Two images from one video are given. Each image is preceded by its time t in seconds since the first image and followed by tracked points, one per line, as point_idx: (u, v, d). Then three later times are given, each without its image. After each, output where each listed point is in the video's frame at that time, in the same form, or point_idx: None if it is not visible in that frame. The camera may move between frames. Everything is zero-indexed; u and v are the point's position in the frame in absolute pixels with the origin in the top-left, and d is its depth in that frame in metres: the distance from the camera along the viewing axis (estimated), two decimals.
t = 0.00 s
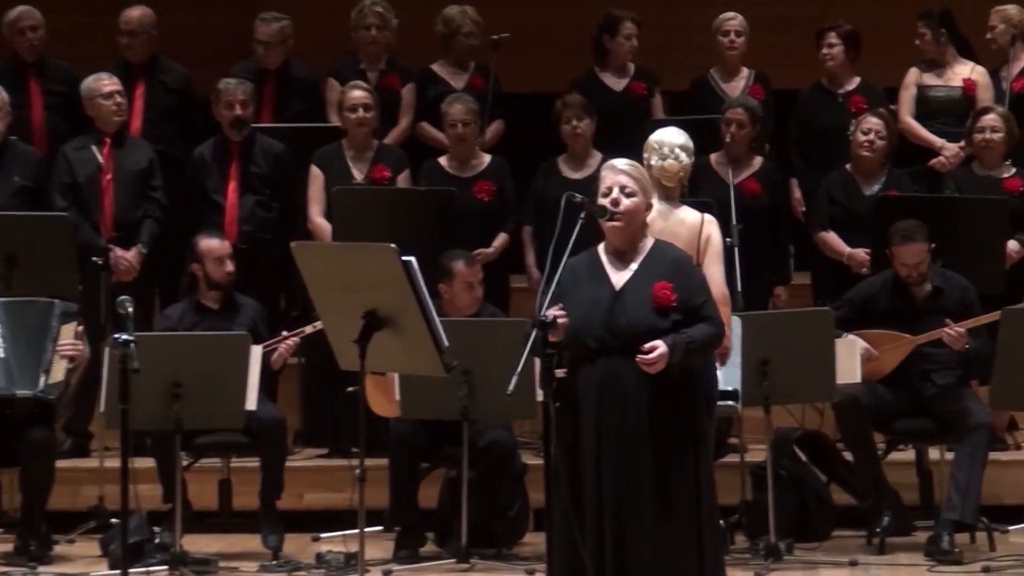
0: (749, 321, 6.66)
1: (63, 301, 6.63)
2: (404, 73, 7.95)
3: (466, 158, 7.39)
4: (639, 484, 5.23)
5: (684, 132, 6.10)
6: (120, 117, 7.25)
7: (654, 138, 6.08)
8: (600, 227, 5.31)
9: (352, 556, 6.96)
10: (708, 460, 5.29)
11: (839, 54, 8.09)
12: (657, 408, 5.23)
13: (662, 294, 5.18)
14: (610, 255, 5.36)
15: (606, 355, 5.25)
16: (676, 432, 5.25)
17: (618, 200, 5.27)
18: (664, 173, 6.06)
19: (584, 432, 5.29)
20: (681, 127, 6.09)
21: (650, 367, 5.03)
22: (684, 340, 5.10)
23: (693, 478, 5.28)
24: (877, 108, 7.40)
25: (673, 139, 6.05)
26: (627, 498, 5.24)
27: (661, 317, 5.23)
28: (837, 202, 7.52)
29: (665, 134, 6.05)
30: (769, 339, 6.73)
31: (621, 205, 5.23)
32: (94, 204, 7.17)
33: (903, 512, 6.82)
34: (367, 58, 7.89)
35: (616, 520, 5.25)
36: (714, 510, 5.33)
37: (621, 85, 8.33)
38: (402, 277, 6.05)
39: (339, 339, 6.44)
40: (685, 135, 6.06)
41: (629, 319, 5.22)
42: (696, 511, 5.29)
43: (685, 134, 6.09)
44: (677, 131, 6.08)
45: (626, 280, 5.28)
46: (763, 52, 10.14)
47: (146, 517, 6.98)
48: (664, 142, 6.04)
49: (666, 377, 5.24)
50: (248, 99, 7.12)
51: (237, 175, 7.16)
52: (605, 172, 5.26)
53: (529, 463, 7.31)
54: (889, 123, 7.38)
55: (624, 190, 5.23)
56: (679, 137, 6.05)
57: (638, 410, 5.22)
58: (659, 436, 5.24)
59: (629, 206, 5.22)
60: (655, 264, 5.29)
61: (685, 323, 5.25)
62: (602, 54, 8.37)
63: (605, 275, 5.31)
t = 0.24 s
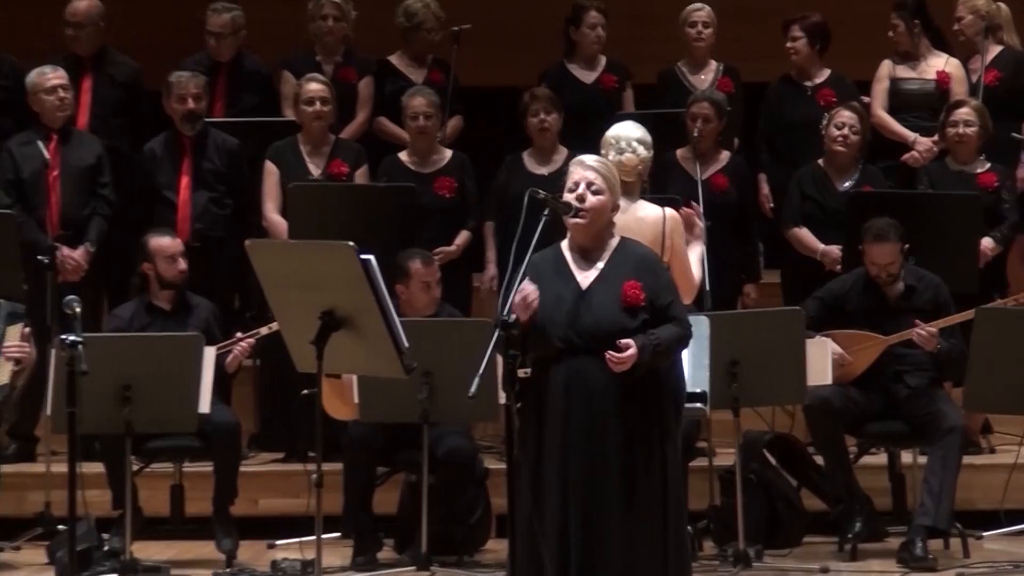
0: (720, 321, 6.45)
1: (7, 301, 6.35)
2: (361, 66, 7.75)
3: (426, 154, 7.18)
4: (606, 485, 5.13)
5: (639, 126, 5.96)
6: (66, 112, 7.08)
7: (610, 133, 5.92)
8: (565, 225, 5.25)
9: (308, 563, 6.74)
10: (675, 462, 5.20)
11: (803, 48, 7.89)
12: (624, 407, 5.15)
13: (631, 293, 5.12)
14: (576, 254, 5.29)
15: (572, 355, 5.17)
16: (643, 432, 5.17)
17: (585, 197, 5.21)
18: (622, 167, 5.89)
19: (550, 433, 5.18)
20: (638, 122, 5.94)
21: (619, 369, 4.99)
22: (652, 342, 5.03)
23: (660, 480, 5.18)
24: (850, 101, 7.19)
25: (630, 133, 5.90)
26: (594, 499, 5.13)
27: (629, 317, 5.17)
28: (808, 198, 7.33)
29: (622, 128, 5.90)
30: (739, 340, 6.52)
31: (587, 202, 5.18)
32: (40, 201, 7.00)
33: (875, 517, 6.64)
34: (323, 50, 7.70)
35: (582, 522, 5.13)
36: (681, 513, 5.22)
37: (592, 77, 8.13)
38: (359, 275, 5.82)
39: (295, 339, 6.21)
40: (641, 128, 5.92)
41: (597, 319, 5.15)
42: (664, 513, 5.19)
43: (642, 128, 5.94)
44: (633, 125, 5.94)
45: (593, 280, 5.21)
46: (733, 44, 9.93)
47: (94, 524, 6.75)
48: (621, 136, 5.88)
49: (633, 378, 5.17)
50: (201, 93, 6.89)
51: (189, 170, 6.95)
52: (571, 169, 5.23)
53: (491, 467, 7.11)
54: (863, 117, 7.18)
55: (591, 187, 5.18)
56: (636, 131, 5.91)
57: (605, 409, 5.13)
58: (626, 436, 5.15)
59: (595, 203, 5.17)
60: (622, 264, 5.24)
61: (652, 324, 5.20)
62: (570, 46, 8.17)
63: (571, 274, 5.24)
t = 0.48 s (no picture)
0: (698, 322, 6.32)
1: None
2: (330, 59, 7.61)
3: (398, 149, 7.04)
4: (586, 485, 4.96)
5: (603, 120, 5.79)
6: (27, 106, 6.90)
7: (574, 129, 5.73)
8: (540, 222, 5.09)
9: (277, 570, 6.57)
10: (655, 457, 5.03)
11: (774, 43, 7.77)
12: (602, 403, 4.98)
13: (608, 293, 4.97)
14: (549, 252, 5.12)
15: (548, 355, 5.00)
16: (622, 428, 5.01)
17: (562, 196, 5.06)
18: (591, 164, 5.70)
19: (526, 433, 5.00)
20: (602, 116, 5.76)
21: (599, 371, 4.84)
22: (632, 342, 4.88)
23: (640, 477, 5.01)
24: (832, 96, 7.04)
25: (596, 128, 5.71)
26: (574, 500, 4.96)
27: (606, 316, 5.01)
28: (789, 195, 7.16)
29: (587, 123, 5.72)
30: (718, 340, 6.38)
31: (565, 201, 5.02)
32: None
33: (857, 521, 6.48)
34: (290, 42, 7.59)
35: (563, 524, 4.96)
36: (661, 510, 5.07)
37: (571, 70, 7.95)
38: (329, 274, 5.64)
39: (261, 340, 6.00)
40: (607, 123, 5.74)
41: (574, 319, 4.98)
42: (645, 511, 5.03)
43: (607, 122, 5.76)
44: (598, 120, 5.76)
45: (568, 279, 5.04)
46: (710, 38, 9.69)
47: (56, 529, 6.57)
48: (587, 132, 5.69)
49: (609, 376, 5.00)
50: (165, 86, 6.77)
51: (153, 166, 6.84)
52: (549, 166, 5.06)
53: (464, 471, 6.93)
54: (844, 113, 7.03)
55: (569, 186, 5.03)
56: (601, 125, 5.73)
57: (582, 407, 4.95)
58: (604, 433, 4.98)
59: (573, 203, 5.02)
60: (598, 262, 5.08)
61: (630, 323, 5.04)
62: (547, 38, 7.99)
63: (545, 273, 5.07)
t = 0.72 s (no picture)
0: (685, 323, 6.16)
1: None
2: (306, 53, 7.50)
3: (377, 146, 6.94)
4: (568, 490, 4.83)
5: (582, 117, 5.58)
6: None
7: (553, 127, 5.52)
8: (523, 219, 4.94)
9: None
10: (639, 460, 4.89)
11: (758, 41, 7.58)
12: (584, 406, 4.85)
13: (591, 292, 4.82)
14: (532, 251, 4.97)
15: (530, 357, 4.86)
16: (605, 431, 4.87)
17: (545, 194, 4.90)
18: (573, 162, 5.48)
19: (507, 437, 4.88)
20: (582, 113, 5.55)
21: (577, 369, 4.68)
22: (614, 342, 4.73)
23: (625, 480, 4.88)
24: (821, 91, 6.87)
25: (575, 126, 5.50)
26: (556, 506, 4.83)
27: (589, 316, 4.87)
28: (779, 192, 6.98)
29: (566, 121, 5.51)
30: (706, 342, 6.22)
31: (548, 199, 4.87)
32: None
33: (849, 527, 6.31)
34: (265, 36, 7.45)
35: (545, 530, 4.84)
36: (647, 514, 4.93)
37: (557, 63, 7.77)
38: (308, 275, 5.45)
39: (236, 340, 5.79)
40: (586, 119, 5.54)
41: (557, 318, 4.84)
42: (630, 515, 4.89)
43: (586, 119, 5.56)
44: (577, 116, 5.56)
45: (550, 278, 4.90)
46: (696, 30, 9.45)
47: (25, 537, 6.38)
48: (566, 130, 5.49)
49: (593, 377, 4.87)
50: (137, 81, 6.64)
51: (125, 164, 6.69)
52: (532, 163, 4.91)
53: (446, 476, 6.76)
54: (834, 108, 6.86)
55: (553, 184, 4.88)
56: (581, 123, 5.52)
57: (564, 410, 4.82)
58: (587, 436, 4.85)
59: (556, 201, 4.87)
60: (580, 260, 4.94)
61: (613, 324, 4.90)
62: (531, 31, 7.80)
63: (526, 272, 4.93)
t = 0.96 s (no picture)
0: (677, 323, 5.98)
1: None
2: (286, 46, 7.35)
3: (360, 142, 6.84)
4: (553, 496, 4.71)
5: (575, 111, 5.34)
6: None
7: (545, 122, 5.30)
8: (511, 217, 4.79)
9: None
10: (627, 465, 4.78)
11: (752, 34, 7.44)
12: (572, 409, 4.72)
13: (576, 291, 4.68)
14: (519, 250, 4.85)
15: (516, 358, 4.73)
16: (593, 436, 4.75)
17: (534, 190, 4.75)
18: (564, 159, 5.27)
19: (493, 441, 4.74)
20: (575, 107, 5.32)
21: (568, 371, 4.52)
22: (603, 343, 4.58)
23: (611, 488, 4.77)
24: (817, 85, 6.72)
25: (568, 121, 5.28)
26: (541, 512, 4.71)
27: (576, 318, 4.73)
28: (774, 189, 6.81)
29: (558, 116, 5.28)
30: (699, 343, 6.04)
31: (536, 195, 4.72)
32: None
33: (846, 534, 6.14)
34: (244, 30, 7.28)
35: (529, 537, 4.71)
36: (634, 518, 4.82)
37: (547, 58, 7.59)
38: (290, 274, 5.25)
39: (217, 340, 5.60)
40: (579, 114, 5.30)
41: (541, 319, 4.71)
42: (617, 520, 4.79)
43: (580, 113, 5.32)
44: (570, 110, 5.32)
45: (536, 278, 4.77)
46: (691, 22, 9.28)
47: None
48: (559, 125, 5.26)
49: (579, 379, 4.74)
50: (116, 75, 6.55)
51: (101, 160, 6.58)
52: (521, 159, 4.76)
53: (432, 482, 6.59)
54: (830, 102, 6.70)
55: (541, 179, 4.72)
56: (574, 117, 5.29)
57: (551, 414, 4.70)
58: (574, 441, 4.73)
59: (545, 197, 4.71)
60: (567, 259, 4.80)
61: (601, 326, 4.75)
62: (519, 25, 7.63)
63: (512, 270, 4.80)
